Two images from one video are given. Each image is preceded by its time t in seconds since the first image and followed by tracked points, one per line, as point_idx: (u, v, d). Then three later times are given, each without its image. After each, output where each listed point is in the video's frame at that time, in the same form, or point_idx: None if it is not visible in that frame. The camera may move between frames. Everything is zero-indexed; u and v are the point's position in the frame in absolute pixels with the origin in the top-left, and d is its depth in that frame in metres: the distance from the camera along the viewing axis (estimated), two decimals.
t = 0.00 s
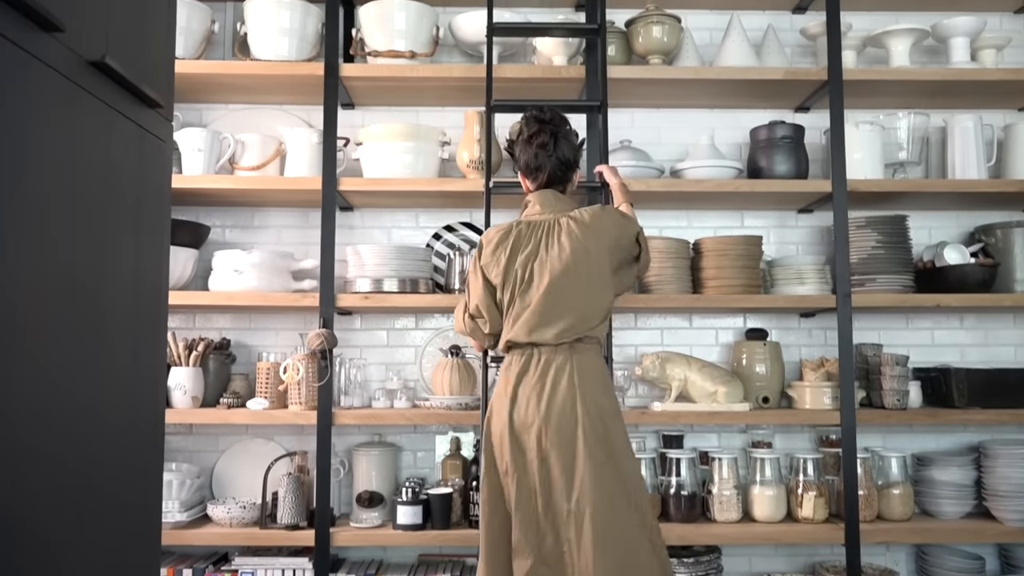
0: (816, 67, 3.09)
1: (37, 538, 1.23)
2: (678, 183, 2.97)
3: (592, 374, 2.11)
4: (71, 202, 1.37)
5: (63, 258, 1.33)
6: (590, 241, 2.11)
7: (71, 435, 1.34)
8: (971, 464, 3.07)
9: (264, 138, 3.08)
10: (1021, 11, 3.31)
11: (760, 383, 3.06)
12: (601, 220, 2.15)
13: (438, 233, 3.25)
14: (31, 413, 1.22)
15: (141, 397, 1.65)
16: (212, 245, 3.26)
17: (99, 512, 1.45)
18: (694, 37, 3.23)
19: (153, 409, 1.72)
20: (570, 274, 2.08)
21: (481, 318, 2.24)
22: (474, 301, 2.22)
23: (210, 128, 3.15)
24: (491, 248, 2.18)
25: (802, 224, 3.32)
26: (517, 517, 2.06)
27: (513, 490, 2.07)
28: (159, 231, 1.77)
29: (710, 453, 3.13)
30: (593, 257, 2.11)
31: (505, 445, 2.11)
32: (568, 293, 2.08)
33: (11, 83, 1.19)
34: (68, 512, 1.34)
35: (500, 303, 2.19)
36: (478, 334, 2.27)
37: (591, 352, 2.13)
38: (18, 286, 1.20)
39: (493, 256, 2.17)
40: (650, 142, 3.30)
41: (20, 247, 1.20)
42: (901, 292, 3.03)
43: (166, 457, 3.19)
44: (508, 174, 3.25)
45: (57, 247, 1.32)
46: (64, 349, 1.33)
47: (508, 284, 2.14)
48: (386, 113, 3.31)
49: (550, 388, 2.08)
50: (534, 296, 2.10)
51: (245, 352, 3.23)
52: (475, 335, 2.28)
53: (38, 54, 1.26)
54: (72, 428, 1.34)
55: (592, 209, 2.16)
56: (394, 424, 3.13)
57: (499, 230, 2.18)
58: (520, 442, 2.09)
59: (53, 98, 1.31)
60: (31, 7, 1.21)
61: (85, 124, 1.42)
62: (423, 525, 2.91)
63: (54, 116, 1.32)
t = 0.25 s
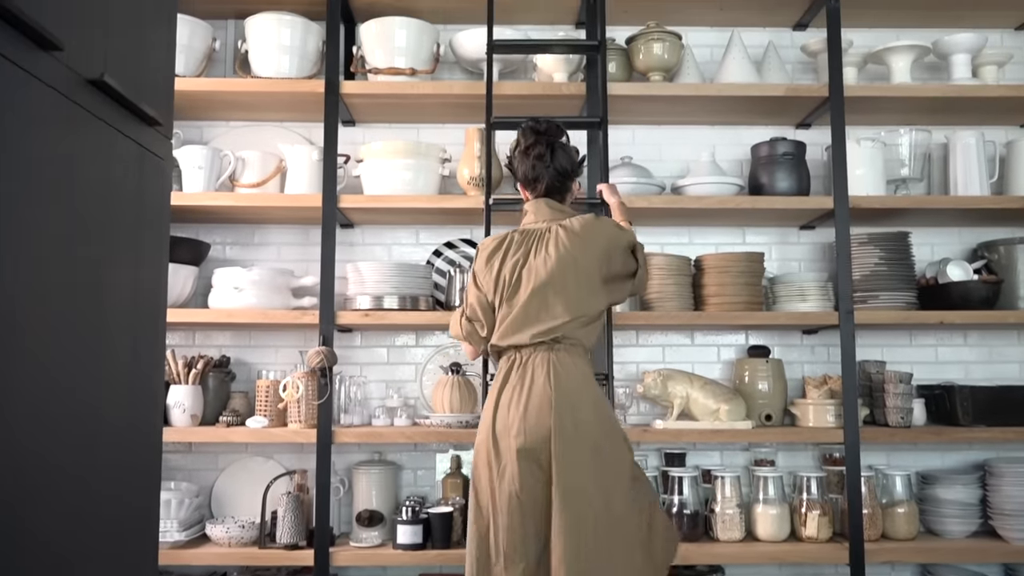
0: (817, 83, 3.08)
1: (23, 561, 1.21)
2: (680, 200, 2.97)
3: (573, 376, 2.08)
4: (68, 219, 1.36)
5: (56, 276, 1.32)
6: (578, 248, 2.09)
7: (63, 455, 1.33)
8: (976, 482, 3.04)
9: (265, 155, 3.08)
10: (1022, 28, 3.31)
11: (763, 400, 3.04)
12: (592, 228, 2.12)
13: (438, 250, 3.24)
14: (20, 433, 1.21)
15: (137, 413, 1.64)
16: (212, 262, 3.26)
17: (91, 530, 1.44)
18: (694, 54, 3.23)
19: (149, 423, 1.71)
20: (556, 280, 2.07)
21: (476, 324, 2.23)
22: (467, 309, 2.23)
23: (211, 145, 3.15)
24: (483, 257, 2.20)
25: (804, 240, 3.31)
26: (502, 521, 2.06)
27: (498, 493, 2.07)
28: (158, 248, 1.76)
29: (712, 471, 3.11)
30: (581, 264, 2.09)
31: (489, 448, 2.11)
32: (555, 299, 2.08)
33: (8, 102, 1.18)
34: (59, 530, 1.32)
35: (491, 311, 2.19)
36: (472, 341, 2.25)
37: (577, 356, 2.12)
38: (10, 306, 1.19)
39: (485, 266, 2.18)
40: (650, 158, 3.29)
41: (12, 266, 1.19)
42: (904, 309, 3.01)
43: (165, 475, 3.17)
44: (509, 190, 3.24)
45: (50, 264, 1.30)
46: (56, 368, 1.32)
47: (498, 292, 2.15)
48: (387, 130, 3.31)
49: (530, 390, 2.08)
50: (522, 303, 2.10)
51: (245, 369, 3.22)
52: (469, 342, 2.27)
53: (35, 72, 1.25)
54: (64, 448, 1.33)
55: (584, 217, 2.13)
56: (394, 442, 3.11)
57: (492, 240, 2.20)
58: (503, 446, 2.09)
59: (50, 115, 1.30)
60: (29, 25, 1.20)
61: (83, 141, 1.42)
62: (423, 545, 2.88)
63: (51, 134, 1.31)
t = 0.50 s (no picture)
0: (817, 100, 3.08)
1: None
2: (680, 216, 2.96)
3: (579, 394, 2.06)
4: (64, 239, 1.35)
5: (53, 295, 1.31)
6: (584, 265, 2.09)
7: (59, 477, 1.32)
8: (979, 500, 3.02)
9: (264, 171, 3.07)
10: (1021, 44, 3.32)
11: (764, 418, 3.02)
12: (598, 246, 2.12)
13: (438, 267, 3.23)
14: (14, 454, 1.20)
15: (133, 433, 1.62)
16: (211, 279, 3.25)
17: (87, 552, 1.42)
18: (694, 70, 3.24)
19: (146, 441, 1.70)
20: (562, 296, 2.06)
21: (479, 338, 2.21)
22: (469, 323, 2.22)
23: (210, 162, 3.14)
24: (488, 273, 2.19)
25: (804, 257, 3.31)
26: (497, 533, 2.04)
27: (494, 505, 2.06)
28: (156, 266, 1.75)
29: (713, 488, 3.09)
30: (586, 281, 2.08)
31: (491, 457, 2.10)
32: (560, 316, 2.07)
33: (5, 121, 1.18)
34: (54, 552, 1.31)
35: (495, 327, 2.18)
36: (474, 354, 2.23)
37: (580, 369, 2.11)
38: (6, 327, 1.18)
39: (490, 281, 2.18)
40: (650, 175, 3.29)
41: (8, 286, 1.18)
42: (905, 325, 2.99)
43: (162, 493, 3.14)
44: (509, 207, 3.24)
45: (46, 284, 1.29)
46: (52, 389, 1.30)
47: (503, 307, 2.14)
48: (387, 147, 3.31)
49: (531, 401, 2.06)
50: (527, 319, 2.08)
51: (243, 386, 3.20)
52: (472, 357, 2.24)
53: (30, 91, 1.24)
54: (59, 470, 1.32)
55: (589, 236, 2.13)
56: (393, 460, 3.09)
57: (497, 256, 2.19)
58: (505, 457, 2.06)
59: (47, 135, 1.30)
60: (28, 47, 1.20)
61: (80, 160, 1.41)
62: (422, 564, 2.85)
63: (48, 153, 1.30)
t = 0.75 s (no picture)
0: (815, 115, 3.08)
1: None
2: (679, 231, 2.95)
3: (602, 360, 2.07)
4: (59, 257, 1.34)
5: (49, 313, 1.31)
6: (602, 232, 2.09)
7: (53, 496, 1.30)
8: (981, 516, 3.00)
9: (263, 188, 3.07)
10: (1019, 59, 3.32)
11: (764, 433, 3.00)
12: (611, 214, 2.12)
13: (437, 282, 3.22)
14: (8, 475, 1.19)
15: (128, 451, 1.61)
16: (210, 295, 3.24)
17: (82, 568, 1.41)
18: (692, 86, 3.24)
19: (142, 458, 1.69)
20: (584, 262, 2.06)
21: (494, 305, 2.14)
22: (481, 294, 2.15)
23: (209, 178, 3.14)
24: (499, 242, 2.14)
25: (803, 272, 3.30)
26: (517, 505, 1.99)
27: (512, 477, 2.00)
28: (152, 282, 1.74)
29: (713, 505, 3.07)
30: (604, 249, 2.09)
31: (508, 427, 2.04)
32: (583, 281, 2.06)
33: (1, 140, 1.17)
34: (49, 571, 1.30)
35: (510, 295, 2.13)
36: (491, 322, 2.15)
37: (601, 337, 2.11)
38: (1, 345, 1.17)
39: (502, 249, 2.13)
40: (649, 190, 3.29)
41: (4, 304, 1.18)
42: (906, 340, 2.98)
43: (159, 511, 3.12)
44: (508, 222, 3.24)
45: (41, 303, 1.28)
46: (47, 408, 1.29)
47: (520, 275, 2.11)
48: (385, 163, 3.31)
49: (556, 368, 2.04)
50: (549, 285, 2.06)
51: (241, 403, 3.19)
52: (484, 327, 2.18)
53: (26, 110, 1.24)
54: (53, 489, 1.31)
55: (603, 204, 2.13)
56: (392, 476, 3.08)
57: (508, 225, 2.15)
58: (526, 426, 2.02)
59: (43, 153, 1.29)
60: (24, 66, 1.20)
61: (76, 177, 1.40)
62: None
63: (44, 172, 1.29)
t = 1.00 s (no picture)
0: (813, 128, 3.08)
1: None
2: (677, 244, 2.95)
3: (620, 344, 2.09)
4: (52, 271, 1.33)
5: (40, 327, 1.30)
6: (610, 218, 2.09)
7: (44, 513, 1.29)
8: (983, 531, 2.98)
9: (261, 202, 3.08)
10: (1017, 73, 3.33)
11: (764, 447, 2.99)
12: (617, 202, 2.13)
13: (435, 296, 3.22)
14: None
15: (122, 465, 1.60)
16: (208, 309, 3.24)
17: None
18: (690, 100, 3.25)
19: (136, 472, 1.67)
20: (592, 246, 2.05)
21: (482, 296, 2.12)
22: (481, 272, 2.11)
23: (207, 192, 3.15)
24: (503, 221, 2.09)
25: (802, 285, 3.30)
26: (540, 488, 1.96)
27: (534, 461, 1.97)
28: (146, 296, 1.73)
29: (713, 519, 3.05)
30: (612, 235, 2.09)
31: (527, 412, 2.00)
32: (594, 267, 2.05)
33: None
34: None
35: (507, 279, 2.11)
36: (474, 313, 2.14)
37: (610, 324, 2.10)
38: None
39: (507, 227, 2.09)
40: (647, 204, 3.29)
41: None
42: (905, 354, 2.97)
43: (157, 526, 3.11)
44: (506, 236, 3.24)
45: (33, 318, 1.28)
46: (39, 422, 1.28)
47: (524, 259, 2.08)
48: (384, 177, 3.31)
49: (579, 351, 2.03)
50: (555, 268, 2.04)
51: (239, 418, 3.18)
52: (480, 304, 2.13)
53: (20, 125, 1.24)
54: (44, 505, 1.30)
55: (609, 192, 2.14)
56: (390, 491, 3.06)
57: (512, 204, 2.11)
58: (548, 409, 2.00)
59: (37, 167, 1.29)
60: (17, 81, 1.19)
61: (68, 190, 1.39)
62: None
63: (37, 186, 1.29)
